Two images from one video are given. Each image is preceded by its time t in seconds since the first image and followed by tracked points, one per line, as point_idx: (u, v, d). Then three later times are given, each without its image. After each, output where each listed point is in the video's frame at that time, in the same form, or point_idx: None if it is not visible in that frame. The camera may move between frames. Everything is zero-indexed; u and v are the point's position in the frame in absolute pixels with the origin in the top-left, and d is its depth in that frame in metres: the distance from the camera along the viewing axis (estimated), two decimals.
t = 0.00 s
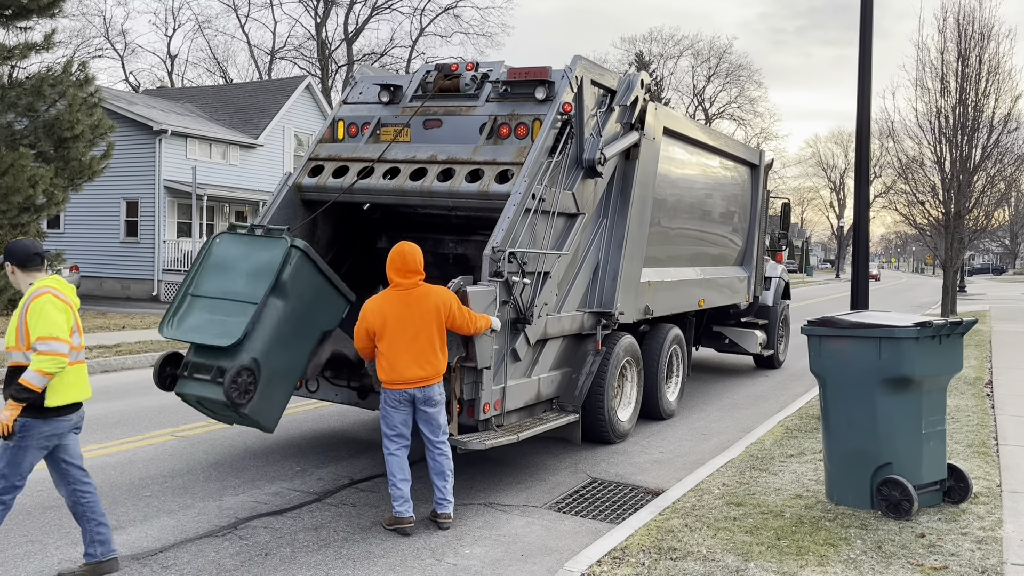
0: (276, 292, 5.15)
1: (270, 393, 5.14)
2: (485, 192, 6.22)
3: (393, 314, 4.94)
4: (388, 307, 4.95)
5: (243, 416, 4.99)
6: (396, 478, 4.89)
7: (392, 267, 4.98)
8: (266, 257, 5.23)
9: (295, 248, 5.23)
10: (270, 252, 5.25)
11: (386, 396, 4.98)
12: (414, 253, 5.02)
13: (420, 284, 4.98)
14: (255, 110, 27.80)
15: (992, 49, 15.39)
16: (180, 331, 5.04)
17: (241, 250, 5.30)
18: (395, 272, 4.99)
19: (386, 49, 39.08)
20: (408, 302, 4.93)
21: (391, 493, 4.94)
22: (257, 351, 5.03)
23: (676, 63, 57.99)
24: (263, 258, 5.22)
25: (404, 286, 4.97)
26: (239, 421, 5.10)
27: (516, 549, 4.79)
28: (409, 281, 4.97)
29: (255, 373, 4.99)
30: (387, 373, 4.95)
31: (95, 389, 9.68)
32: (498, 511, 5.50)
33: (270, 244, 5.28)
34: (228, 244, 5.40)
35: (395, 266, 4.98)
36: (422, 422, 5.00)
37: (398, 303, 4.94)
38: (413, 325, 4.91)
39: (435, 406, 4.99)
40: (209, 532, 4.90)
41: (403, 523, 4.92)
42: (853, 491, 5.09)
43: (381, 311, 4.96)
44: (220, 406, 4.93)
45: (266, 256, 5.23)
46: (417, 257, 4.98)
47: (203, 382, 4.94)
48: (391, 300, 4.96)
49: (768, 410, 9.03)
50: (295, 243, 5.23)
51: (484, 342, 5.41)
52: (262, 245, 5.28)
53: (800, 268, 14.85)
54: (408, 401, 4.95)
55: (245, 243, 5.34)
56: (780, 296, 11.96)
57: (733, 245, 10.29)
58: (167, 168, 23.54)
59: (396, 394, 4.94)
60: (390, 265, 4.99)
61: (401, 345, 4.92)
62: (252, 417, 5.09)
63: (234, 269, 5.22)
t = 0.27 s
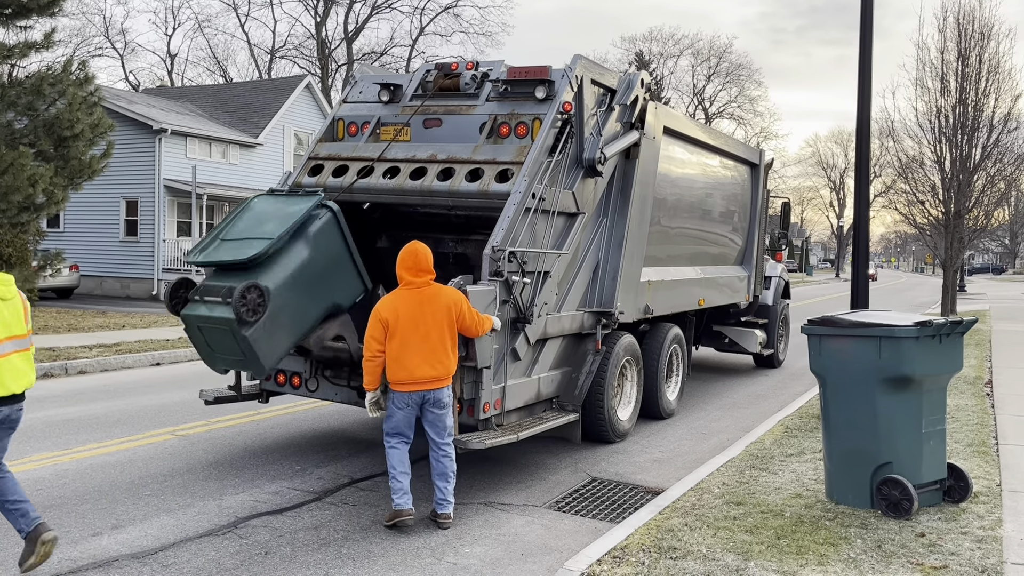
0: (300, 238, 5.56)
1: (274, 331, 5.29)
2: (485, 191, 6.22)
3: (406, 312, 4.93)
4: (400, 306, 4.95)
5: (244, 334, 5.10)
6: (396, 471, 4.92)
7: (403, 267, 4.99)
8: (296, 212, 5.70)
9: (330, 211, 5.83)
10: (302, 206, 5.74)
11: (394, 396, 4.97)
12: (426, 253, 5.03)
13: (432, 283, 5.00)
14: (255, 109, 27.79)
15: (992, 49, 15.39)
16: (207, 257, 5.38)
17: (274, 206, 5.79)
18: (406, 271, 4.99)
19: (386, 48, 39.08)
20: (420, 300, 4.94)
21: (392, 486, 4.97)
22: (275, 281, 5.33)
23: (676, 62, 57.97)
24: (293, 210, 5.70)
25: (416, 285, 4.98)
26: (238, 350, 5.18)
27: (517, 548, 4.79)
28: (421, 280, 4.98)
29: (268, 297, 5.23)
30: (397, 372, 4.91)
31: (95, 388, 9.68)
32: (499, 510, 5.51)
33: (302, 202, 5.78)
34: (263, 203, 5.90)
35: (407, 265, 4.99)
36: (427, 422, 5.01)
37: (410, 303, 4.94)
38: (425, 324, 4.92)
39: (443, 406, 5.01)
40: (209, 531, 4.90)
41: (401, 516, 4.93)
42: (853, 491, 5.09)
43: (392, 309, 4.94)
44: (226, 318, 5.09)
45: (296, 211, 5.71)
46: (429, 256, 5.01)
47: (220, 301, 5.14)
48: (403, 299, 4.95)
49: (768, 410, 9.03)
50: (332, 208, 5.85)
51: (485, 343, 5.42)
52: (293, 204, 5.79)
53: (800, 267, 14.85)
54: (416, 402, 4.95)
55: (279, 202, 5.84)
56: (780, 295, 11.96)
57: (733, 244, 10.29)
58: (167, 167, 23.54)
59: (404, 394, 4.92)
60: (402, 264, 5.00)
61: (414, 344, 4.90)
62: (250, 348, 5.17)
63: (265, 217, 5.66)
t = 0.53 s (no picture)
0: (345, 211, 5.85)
1: (299, 275, 5.46)
2: (485, 190, 6.23)
3: (417, 313, 4.84)
4: (411, 307, 4.84)
5: (273, 263, 5.31)
6: (420, 475, 4.84)
7: (412, 267, 4.88)
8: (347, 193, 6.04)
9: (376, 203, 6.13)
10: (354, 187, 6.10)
11: (402, 398, 4.88)
12: (433, 253, 4.94)
13: (440, 284, 4.94)
14: (255, 108, 27.79)
15: (992, 48, 15.39)
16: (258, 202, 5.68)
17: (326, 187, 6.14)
18: (414, 271, 4.88)
19: (386, 47, 39.09)
20: (430, 301, 4.88)
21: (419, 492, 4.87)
22: (316, 234, 5.60)
23: (676, 62, 57.96)
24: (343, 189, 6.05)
25: (425, 286, 4.88)
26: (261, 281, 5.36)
27: (517, 547, 4.79)
28: (430, 281, 4.90)
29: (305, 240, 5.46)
30: (406, 375, 4.82)
31: (95, 388, 9.68)
32: (499, 510, 5.51)
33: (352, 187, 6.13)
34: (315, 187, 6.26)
35: (416, 265, 4.88)
36: (435, 424, 4.98)
37: (420, 304, 4.86)
38: (435, 324, 4.89)
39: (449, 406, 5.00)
40: (209, 531, 4.90)
41: (436, 521, 4.85)
42: (853, 490, 5.09)
43: (402, 310, 4.83)
44: (262, 245, 5.32)
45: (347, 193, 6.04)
46: (437, 257, 4.92)
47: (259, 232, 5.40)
48: (412, 300, 4.86)
49: (768, 409, 9.03)
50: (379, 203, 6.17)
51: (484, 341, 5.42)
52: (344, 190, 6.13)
53: (800, 266, 14.84)
54: (426, 403, 4.90)
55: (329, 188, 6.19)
56: (780, 295, 11.96)
57: (733, 244, 10.30)
58: (166, 166, 23.53)
59: (416, 396, 4.85)
60: (410, 264, 4.88)
61: (425, 346, 4.85)
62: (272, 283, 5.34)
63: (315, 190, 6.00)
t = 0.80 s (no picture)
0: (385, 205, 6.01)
1: (334, 235, 5.53)
2: (484, 190, 6.23)
3: (424, 315, 4.76)
4: (418, 310, 4.75)
5: (314, 213, 5.34)
6: (441, 489, 4.75)
7: (416, 268, 4.77)
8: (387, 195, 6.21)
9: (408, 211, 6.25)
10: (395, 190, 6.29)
11: (411, 403, 4.77)
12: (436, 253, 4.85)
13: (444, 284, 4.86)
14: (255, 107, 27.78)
15: (992, 48, 15.39)
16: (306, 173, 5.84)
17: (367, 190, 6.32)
18: (418, 272, 4.78)
19: (386, 47, 39.10)
20: (437, 303, 4.81)
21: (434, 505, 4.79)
22: (355, 210, 5.70)
23: (676, 61, 57.95)
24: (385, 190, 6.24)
25: (429, 288, 4.80)
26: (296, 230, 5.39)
27: (517, 547, 4.79)
28: (435, 282, 4.81)
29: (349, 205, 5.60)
30: (414, 377, 4.73)
31: (94, 387, 9.67)
32: (499, 509, 5.50)
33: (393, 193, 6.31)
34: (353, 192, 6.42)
35: (421, 267, 4.78)
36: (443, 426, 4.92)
37: (427, 306, 4.78)
38: (442, 325, 4.83)
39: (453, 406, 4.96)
40: (209, 530, 4.90)
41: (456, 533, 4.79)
42: (853, 490, 5.09)
43: (409, 312, 4.73)
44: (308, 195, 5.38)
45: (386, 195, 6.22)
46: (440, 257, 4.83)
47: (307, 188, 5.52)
48: (419, 301, 4.76)
49: (767, 409, 9.02)
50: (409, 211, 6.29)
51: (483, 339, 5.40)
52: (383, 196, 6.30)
53: (800, 266, 14.84)
54: (436, 406, 4.83)
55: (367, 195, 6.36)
56: (780, 294, 11.96)
57: (733, 243, 10.29)
58: (166, 165, 23.52)
59: (425, 400, 4.77)
60: (415, 265, 4.77)
61: (432, 347, 4.78)
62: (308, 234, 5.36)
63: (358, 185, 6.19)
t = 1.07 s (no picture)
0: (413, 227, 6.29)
1: (370, 220, 5.82)
2: (484, 190, 6.24)
3: (429, 315, 4.75)
4: (422, 310, 4.73)
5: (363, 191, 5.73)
6: (441, 490, 4.75)
7: (418, 268, 4.76)
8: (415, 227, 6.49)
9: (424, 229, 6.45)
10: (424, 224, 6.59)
11: (412, 403, 4.76)
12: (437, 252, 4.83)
13: (446, 284, 4.85)
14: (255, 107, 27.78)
15: (991, 47, 15.39)
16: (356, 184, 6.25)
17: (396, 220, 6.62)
18: (421, 271, 4.77)
19: (385, 47, 39.10)
20: (440, 302, 4.81)
21: (433, 506, 4.79)
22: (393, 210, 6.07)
23: (676, 61, 57.93)
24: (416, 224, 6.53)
25: (432, 287, 4.79)
26: (341, 202, 5.73)
27: (516, 547, 4.79)
28: (438, 282, 4.80)
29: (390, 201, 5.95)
30: (419, 378, 4.72)
31: (93, 387, 9.67)
32: (499, 509, 5.50)
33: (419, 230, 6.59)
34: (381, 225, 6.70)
35: (423, 266, 4.76)
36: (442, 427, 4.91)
37: (431, 306, 4.77)
38: (447, 325, 4.82)
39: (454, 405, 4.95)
40: (209, 530, 4.90)
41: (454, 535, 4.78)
42: (853, 489, 5.09)
43: (415, 312, 4.70)
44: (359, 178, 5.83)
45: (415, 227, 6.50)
46: (441, 256, 4.82)
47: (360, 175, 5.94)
48: (423, 301, 4.75)
49: (767, 409, 9.02)
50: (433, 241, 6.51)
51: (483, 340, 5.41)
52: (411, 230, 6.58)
53: (799, 265, 14.83)
54: (437, 406, 4.82)
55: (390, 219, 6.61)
56: (780, 294, 11.95)
57: (732, 243, 10.29)
58: (166, 165, 23.51)
59: (426, 400, 4.76)
60: (416, 264, 4.76)
61: (438, 348, 4.77)
62: (350, 208, 5.70)
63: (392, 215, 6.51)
